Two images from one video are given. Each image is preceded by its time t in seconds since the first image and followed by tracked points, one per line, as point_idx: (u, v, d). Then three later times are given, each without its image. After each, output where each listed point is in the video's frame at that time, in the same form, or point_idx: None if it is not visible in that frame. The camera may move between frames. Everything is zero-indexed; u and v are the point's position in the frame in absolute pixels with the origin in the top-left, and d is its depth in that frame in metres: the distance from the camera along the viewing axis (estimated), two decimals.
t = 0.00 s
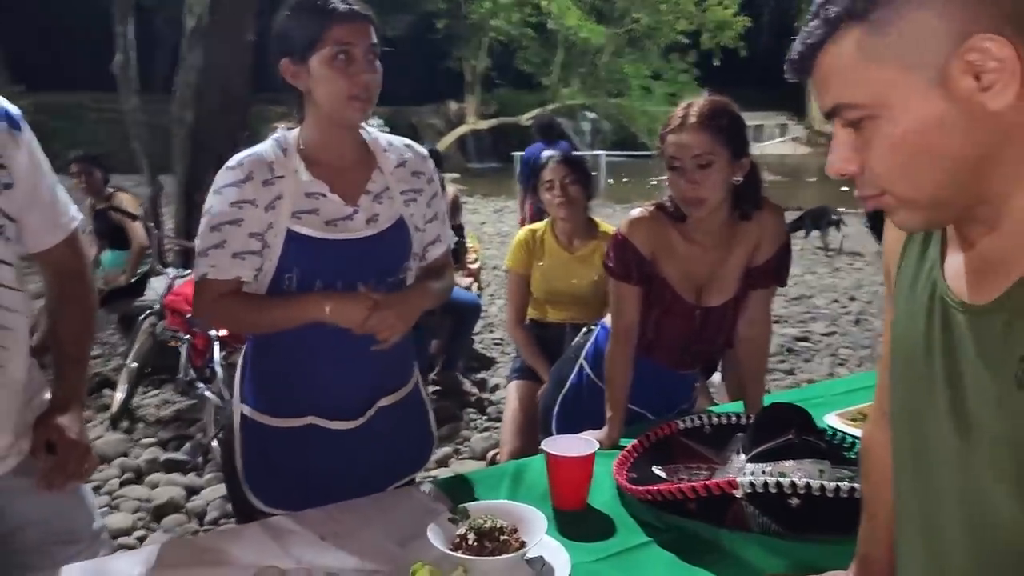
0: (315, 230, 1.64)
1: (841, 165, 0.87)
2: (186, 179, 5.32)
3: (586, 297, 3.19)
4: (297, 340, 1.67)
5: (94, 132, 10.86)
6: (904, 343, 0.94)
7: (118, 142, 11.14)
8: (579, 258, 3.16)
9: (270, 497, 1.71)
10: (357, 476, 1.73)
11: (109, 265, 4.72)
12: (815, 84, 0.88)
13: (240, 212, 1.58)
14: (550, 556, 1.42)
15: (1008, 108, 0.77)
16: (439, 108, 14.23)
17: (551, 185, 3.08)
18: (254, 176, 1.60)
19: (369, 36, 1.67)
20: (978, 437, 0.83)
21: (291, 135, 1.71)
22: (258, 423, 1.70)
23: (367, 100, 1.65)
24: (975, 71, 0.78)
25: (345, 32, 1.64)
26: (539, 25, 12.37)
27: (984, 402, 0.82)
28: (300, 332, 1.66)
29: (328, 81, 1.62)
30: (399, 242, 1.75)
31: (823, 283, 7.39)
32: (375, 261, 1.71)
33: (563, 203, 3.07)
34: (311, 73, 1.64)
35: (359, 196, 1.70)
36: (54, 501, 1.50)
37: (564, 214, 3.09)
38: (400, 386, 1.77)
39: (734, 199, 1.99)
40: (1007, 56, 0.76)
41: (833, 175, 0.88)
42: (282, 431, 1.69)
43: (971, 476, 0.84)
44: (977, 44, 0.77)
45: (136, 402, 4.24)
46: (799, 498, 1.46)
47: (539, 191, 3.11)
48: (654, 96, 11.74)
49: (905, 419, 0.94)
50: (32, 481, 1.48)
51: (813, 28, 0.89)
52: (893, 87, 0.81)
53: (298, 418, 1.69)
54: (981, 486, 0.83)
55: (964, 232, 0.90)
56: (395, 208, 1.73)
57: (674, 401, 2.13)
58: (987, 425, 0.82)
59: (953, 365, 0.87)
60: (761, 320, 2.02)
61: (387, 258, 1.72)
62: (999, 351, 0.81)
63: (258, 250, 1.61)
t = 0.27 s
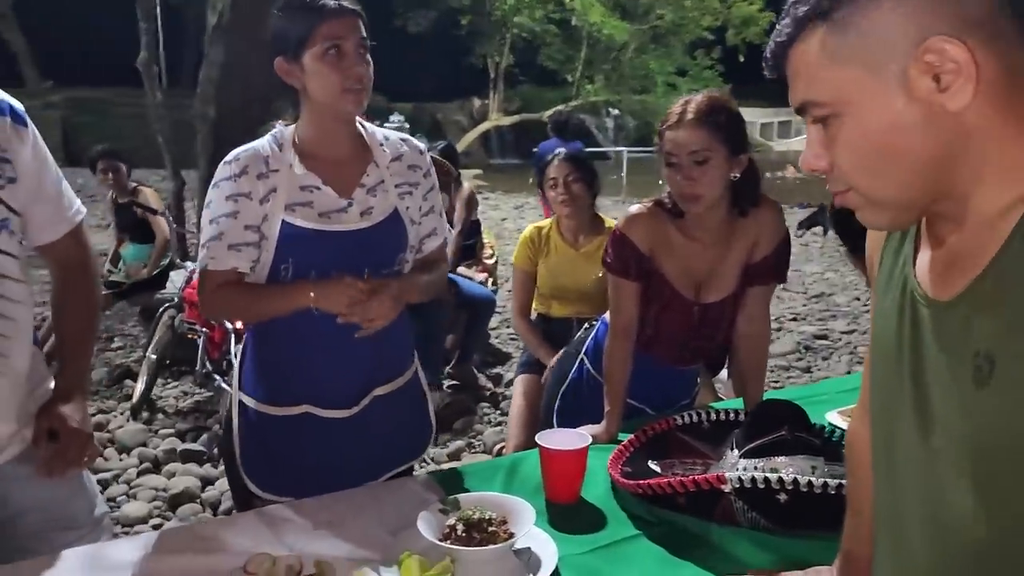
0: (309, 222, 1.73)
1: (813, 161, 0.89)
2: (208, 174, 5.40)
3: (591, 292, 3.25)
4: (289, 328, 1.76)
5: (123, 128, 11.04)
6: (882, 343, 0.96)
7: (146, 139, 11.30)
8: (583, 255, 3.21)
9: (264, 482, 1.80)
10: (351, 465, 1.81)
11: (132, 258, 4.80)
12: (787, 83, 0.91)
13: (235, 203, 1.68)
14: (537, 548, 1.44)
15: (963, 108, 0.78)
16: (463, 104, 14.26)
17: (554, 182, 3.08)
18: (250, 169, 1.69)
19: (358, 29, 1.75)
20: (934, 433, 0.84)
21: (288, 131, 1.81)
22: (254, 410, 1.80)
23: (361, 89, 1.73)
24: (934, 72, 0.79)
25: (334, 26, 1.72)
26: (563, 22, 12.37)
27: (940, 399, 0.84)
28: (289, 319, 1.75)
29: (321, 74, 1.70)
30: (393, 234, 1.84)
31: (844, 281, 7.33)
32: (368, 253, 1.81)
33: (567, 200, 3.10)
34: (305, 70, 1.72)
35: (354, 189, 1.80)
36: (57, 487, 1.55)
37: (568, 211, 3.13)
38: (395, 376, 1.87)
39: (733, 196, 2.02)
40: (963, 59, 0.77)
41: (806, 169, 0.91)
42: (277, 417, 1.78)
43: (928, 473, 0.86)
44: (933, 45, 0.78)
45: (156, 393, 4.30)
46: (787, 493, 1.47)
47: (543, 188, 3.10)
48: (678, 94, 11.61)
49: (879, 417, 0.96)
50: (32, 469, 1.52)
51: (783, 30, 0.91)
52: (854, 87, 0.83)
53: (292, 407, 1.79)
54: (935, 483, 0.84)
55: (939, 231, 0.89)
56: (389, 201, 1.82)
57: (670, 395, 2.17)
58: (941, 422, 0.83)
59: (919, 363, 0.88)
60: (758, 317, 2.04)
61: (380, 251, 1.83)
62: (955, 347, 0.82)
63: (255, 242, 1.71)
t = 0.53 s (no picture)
0: (306, 210, 1.78)
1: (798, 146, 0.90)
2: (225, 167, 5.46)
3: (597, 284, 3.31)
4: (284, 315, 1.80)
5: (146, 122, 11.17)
6: (864, 327, 0.99)
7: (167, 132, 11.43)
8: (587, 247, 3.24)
9: (260, 462, 1.85)
10: (348, 449, 1.85)
11: (150, 250, 4.86)
12: (770, 66, 0.92)
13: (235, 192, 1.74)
14: (532, 532, 1.46)
15: (938, 94, 0.80)
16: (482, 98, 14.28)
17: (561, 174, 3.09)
18: (249, 159, 1.75)
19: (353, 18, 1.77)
20: (910, 415, 0.88)
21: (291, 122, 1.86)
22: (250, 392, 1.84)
23: (357, 77, 1.76)
24: (910, 58, 0.80)
25: (329, 17, 1.74)
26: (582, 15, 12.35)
27: (917, 383, 0.87)
28: (282, 305, 1.79)
29: (318, 63, 1.73)
30: (391, 222, 1.88)
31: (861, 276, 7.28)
32: (366, 243, 1.84)
33: (573, 192, 3.09)
34: (302, 60, 1.75)
35: (353, 178, 1.83)
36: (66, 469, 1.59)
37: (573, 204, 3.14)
38: (393, 363, 1.89)
39: (734, 187, 2.03)
40: (938, 45, 0.78)
41: (790, 153, 0.91)
42: (273, 401, 1.82)
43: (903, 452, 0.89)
44: (910, 31, 0.79)
45: (173, 382, 4.36)
46: (779, 482, 1.48)
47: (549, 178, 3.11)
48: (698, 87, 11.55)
49: (862, 398, 1.00)
50: (41, 451, 1.57)
51: (767, 14, 0.92)
52: (833, 69, 0.83)
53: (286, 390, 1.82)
54: (909, 461, 0.88)
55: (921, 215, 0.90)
56: (387, 190, 1.86)
57: (675, 386, 2.18)
58: (917, 403, 0.87)
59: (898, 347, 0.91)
60: (759, 309, 2.05)
61: (378, 240, 1.86)
62: (930, 331, 0.85)
63: (256, 229, 1.77)
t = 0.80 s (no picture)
0: (317, 200, 1.79)
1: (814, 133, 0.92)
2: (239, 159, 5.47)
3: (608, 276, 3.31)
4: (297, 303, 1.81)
5: (162, 114, 11.25)
6: (876, 315, 1.00)
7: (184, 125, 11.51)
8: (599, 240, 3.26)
9: (275, 451, 1.86)
10: (359, 437, 1.86)
11: (165, 241, 4.90)
12: (790, 54, 0.93)
13: (246, 180, 1.75)
14: (546, 521, 1.47)
15: (951, 80, 0.80)
16: (496, 91, 14.26)
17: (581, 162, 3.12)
18: (260, 148, 1.76)
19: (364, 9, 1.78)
20: (916, 402, 0.89)
21: (303, 113, 1.87)
22: (264, 380, 1.86)
23: (367, 68, 1.76)
24: (925, 43, 0.80)
25: (341, 5, 1.75)
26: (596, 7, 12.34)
27: (925, 370, 0.88)
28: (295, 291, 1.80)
29: (328, 53, 1.74)
30: (402, 213, 1.88)
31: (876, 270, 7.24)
32: (376, 233, 1.85)
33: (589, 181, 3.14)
34: (313, 50, 1.75)
35: (363, 169, 1.84)
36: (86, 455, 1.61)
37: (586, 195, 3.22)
38: (405, 353, 1.90)
39: (747, 178, 2.03)
40: (953, 32, 0.78)
41: (807, 140, 0.93)
42: (287, 390, 1.83)
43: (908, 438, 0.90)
44: (924, 16, 0.79)
45: (189, 372, 4.41)
46: (791, 473, 1.48)
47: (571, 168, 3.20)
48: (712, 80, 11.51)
49: (872, 386, 1.01)
50: (61, 436, 1.58)
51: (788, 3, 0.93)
52: (848, 56, 0.84)
53: (301, 379, 1.83)
54: (913, 447, 0.89)
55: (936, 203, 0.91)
56: (397, 182, 1.87)
57: (687, 377, 2.18)
58: (924, 390, 0.87)
59: (908, 336, 0.92)
60: (772, 301, 2.05)
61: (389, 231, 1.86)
62: (941, 317, 0.86)
63: (267, 218, 1.78)
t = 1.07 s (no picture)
0: (345, 197, 1.79)
1: (858, 130, 0.93)
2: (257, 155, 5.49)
3: (629, 273, 3.33)
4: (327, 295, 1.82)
5: (179, 109, 11.36)
6: (920, 309, 1.00)
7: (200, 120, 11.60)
8: (622, 237, 3.28)
9: (303, 445, 1.87)
10: (386, 430, 1.87)
11: (183, 237, 4.91)
12: (836, 53, 0.94)
13: (276, 176, 1.76)
14: (575, 517, 1.47)
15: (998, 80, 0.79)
16: (509, 88, 14.28)
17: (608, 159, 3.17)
18: (291, 144, 1.77)
19: (386, 12, 1.77)
20: (960, 402, 0.89)
21: (331, 109, 1.87)
22: (293, 375, 1.86)
23: (386, 71, 1.75)
24: (972, 43, 0.79)
25: (364, 7, 1.75)
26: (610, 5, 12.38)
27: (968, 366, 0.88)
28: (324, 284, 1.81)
29: (350, 57, 1.74)
30: (429, 210, 1.90)
31: (892, 269, 7.21)
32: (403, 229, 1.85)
33: (614, 177, 3.18)
34: (337, 51, 1.76)
35: (390, 166, 1.85)
36: (116, 446, 1.64)
37: (612, 190, 3.21)
38: (431, 349, 1.91)
39: (774, 175, 2.04)
40: (1002, 30, 0.77)
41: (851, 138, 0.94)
42: (315, 383, 1.84)
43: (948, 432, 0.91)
44: (974, 16, 0.78)
45: (206, 366, 4.44)
46: (822, 471, 1.49)
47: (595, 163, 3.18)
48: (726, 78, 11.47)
49: (914, 379, 1.01)
50: (97, 428, 1.62)
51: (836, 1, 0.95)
52: (891, 56, 0.85)
53: (330, 374, 1.84)
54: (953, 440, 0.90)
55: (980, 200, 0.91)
56: (424, 178, 1.87)
57: (714, 374, 2.20)
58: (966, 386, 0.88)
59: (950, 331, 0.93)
60: (801, 297, 2.05)
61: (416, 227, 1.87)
62: (984, 318, 0.86)
63: (295, 214, 1.79)
